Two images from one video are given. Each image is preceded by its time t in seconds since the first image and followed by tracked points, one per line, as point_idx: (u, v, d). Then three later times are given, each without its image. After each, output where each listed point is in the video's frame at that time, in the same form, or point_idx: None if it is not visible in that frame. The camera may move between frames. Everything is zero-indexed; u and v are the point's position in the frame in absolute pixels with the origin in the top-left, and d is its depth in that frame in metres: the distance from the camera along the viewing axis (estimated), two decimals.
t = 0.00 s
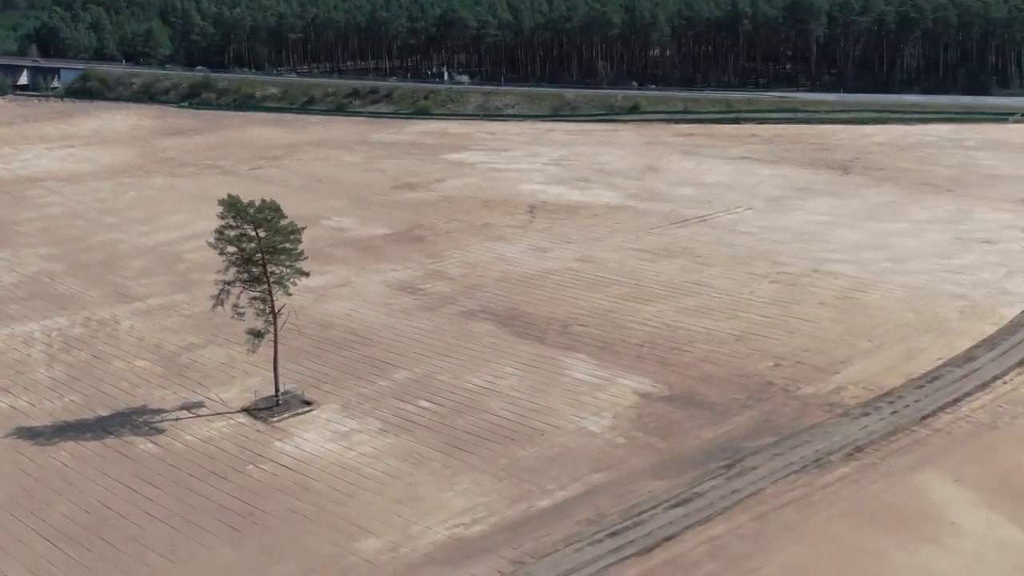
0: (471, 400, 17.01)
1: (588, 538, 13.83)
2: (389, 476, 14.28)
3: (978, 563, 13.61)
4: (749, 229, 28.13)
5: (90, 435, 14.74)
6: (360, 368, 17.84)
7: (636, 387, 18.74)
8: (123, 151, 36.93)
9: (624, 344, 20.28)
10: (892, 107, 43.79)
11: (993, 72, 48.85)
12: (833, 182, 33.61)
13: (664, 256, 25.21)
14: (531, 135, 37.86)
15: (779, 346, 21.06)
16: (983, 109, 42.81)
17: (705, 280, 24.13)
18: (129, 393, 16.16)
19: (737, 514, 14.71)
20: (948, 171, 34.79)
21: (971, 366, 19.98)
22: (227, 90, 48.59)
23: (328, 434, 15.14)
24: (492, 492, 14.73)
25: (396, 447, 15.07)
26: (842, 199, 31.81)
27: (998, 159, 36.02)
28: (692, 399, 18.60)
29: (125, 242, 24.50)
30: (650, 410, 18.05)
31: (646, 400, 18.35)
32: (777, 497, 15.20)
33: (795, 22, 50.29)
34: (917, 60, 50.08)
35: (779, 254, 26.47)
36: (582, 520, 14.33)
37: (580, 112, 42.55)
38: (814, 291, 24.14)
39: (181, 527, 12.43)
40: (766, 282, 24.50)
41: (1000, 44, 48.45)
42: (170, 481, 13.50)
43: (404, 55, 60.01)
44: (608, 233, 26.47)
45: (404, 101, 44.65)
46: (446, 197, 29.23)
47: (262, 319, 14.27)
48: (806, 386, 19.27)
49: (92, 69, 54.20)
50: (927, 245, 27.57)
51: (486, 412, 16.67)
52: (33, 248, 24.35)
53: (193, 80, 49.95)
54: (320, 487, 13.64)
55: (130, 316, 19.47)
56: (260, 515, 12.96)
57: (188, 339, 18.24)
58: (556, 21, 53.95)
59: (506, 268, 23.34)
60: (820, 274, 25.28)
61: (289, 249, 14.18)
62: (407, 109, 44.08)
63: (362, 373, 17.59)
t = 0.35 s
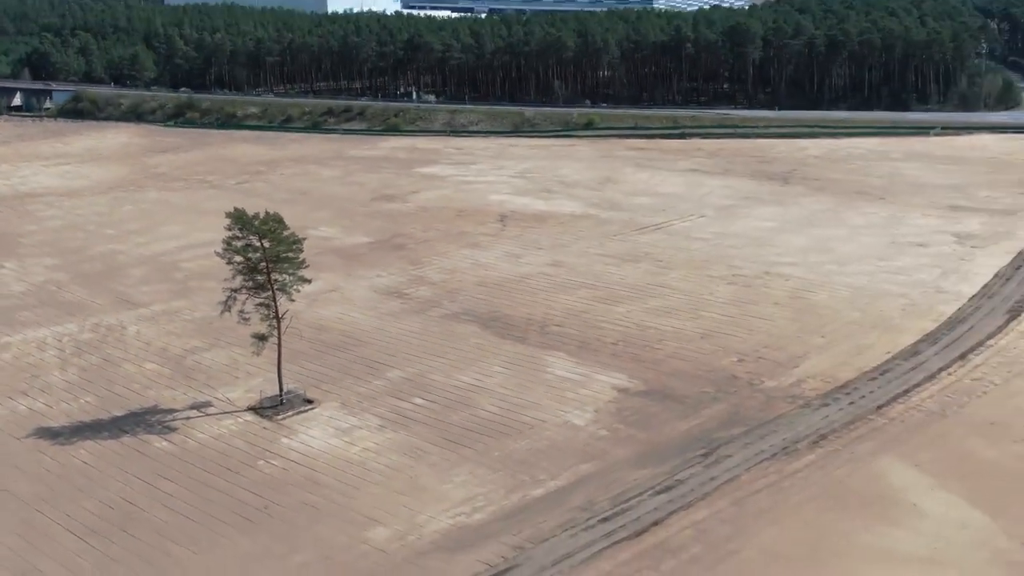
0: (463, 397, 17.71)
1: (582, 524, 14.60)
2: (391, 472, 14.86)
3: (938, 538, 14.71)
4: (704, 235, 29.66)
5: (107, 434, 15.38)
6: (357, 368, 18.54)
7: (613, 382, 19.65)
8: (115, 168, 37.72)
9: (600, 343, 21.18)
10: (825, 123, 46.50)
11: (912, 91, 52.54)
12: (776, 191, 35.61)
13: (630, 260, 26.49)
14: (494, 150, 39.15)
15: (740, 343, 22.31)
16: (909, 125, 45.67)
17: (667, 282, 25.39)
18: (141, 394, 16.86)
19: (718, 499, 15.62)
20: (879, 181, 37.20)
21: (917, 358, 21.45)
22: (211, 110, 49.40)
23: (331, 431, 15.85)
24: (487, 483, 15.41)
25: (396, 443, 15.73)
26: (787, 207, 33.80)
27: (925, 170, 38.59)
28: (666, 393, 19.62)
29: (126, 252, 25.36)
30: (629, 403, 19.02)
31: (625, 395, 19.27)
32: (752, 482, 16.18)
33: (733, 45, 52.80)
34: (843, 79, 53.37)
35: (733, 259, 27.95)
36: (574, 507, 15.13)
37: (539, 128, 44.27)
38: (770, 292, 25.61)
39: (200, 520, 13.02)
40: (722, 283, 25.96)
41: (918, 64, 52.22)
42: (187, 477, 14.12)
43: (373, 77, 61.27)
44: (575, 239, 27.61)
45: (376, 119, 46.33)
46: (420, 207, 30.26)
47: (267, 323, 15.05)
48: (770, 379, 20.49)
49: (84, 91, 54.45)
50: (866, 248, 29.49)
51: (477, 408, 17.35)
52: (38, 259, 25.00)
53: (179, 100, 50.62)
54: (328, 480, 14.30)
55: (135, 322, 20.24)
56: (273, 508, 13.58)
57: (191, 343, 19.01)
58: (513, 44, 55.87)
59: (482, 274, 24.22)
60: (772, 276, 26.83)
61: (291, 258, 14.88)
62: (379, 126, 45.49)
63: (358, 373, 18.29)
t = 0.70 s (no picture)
0: (461, 392, 18.25)
1: (582, 512, 15.22)
2: (398, 465, 15.36)
3: (911, 521, 15.60)
4: (671, 240, 30.74)
5: (126, 432, 15.93)
6: (357, 369, 18.98)
7: (600, 378, 20.32)
8: (114, 181, 37.90)
9: (585, 342, 21.85)
10: (776, 136, 48.48)
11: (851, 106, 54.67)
12: (735, 199, 37.08)
13: (605, 263, 27.42)
14: (469, 162, 39.98)
15: (714, 340, 23.29)
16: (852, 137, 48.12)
17: (641, 285, 26.24)
18: (156, 394, 17.45)
19: (707, 486, 16.35)
20: (828, 190, 39.03)
21: (876, 353, 22.65)
22: (203, 126, 49.19)
23: (339, 427, 16.35)
24: (489, 474, 15.88)
25: (402, 438, 16.21)
26: (748, 213, 35.28)
27: (871, 180, 40.55)
28: (649, 388, 20.39)
29: (132, 260, 25.85)
30: (615, 397, 19.72)
31: (611, 389, 19.98)
32: (737, 471, 16.94)
33: (688, 65, 54.57)
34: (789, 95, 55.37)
35: (700, 263, 29.03)
36: (574, 495, 15.74)
37: (510, 142, 45.04)
38: (737, 292, 26.78)
39: (222, 513, 13.55)
40: (693, 284, 27.07)
41: (857, 80, 54.48)
42: (206, 472, 14.67)
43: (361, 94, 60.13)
44: (552, 245, 28.44)
45: (358, 133, 46.43)
46: (404, 216, 30.89)
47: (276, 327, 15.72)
48: (745, 373, 21.46)
49: (82, 108, 54.03)
50: (822, 251, 30.96)
51: (474, 404, 17.86)
52: (48, 267, 25.41)
53: (171, 117, 50.33)
54: (340, 474, 14.82)
55: (146, 326, 20.84)
56: (290, 500, 14.11)
57: (200, 345, 19.63)
58: (485, 64, 56.15)
59: (468, 278, 24.88)
60: (737, 277, 28.01)
61: (299, 265, 15.48)
62: (360, 141, 45.76)
63: (361, 372, 18.79)
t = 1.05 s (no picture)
0: (461, 389, 18.75)
1: (584, 499, 15.79)
2: (407, 456, 15.77)
3: (887, 501, 16.49)
4: (641, 244, 31.88)
5: (150, 430, 16.14)
6: (359, 368, 19.33)
7: (588, 373, 21.04)
8: (115, 193, 38.20)
9: (571, 340, 22.59)
10: (729, 149, 50.48)
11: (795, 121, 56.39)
12: (696, 207, 38.54)
13: (582, 266, 28.35)
14: (448, 174, 40.84)
15: (690, 337, 24.30)
16: (796, 149, 50.36)
17: (618, 287, 27.18)
18: (176, 393, 17.69)
19: (697, 473, 17.07)
20: (780, 198, 40.88)
21: (839, 347, 23.86)
22: (196, 141, 50.23)
23: (350, 423, 16.69)
24: (494, 465, 16.34)
25: (409, 432, 16.59)
26: (710, 220, 36.76)
27: (819, 188, 42.52)
28: (634, 382, 21.16)
29: (140, 268, 26.17)
30: (604, 391, 20.42)
31: (599, 384, 20.69)
32: (723, 459, 17.71)
33: (647, 83, 56.67)
34: (737, 111, 57.35)
35: (669, 265, 30.15)
36: (574, 484, 16.30)
37: (485, 154, 46.25)
38: (705, 292, 27.93)
39: (248, 505, 13.81)
40: (665, 286, 28.10)
41: (800, 97, 56.26)
42: (229, 467, 14.92)
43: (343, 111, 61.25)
44: (533, 251, 29.25)
45: (342, 147, 47.46)
46: (390, 225, 31.49)
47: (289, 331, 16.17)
48: (722, 368, 22.43)
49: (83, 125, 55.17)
50: (780, 254, 32.45)
51: (473, 399, 18.32)
52: (62, 275, 25.61)
53: (167, 133, 51.33)
54: (355, 467, 15.15)
55: (160, 330, 21.12)
56: (310, 492, 14.40)
57: (213, 347, 19.95)
58: (459, 82, 57.67)
59: (456, 282, 25.53)
60: (706, 279, 29.21)
61: (310, 272, 15.89)
62: (344, 154, 46.81)
63: (364, 371, 19.18)
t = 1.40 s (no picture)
0: (458, 386, 19.16)
1: (582, 488, 16.28)
2: (412, 450, 16.08)
3: (861, 486, 17.21)
4: (613, 249, 32.76)
5: (169, 428, 16.26)
6: (359, 368, 19.67)
7: (576, 369, 21.66)
8: (115, 203, 38.65)
9: (555, 338, 23.23)
10: (688, 159, 52.18)
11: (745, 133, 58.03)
12: (660, 214, 39.68)
13: (560, 269, 29.08)
14: (428, 184, 41.59)
15: (667, 334, 25.16)
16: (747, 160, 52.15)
17: (596, 289, 27.94)
18: (189, 393, 17.84)
19: (685, 462, 17.69)
20: (737, 204, 42.41)
21: (805, 343, 24.90)
22: (190, 156, 51.83)
23: (357, 419, 16.96)
24: (496, 457, 16.74)
25: (413, 427, 16.91)
26: (676, 225, 38.00)
27: (773, 196, 44.21)
28: (619, 378, 21.82)
29: (147, 275, 26.49)
30: (593, 386, 21.02)
31: (587, 379, 21.30)
32: (707, 448, 18.36)
33: (610, 98, 57.80)
34: (693, 124, 58.96)
35: (641, 268, 31.08)
36: (572, 473, 16.79)
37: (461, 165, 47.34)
38: (676, 293, 28.90)
39: (268, 498, 13.98)
40: (639, 287, 28.95)
41: (751, 111, 57.72)
42: (246, 462, 15.08)
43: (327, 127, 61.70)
44: (513, 256, 29.94)
45: (327, 159, 48.85)
46: (378, 233, 32.04)
47: (296, 336, 16.49)
48: (699, 363, 23.27)
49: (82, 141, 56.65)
50: (742, 256, 33.72)
51: (469, 396, 18.72)
52: (70, 283, 25.79)
53: (162, 148, 52.94)
54: (367, 461, 15.42)
55: (170, 333, 21.34)
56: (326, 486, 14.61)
57: (221, 349, 20.18)
58: (436, 98, 58.64)
59: (444, 285, 26.10)
60: (677, 281, 30.23)
61: (317, 279, 16.14)
62: (330, 166, 48.14)
63: (366, 370, 19.56)
